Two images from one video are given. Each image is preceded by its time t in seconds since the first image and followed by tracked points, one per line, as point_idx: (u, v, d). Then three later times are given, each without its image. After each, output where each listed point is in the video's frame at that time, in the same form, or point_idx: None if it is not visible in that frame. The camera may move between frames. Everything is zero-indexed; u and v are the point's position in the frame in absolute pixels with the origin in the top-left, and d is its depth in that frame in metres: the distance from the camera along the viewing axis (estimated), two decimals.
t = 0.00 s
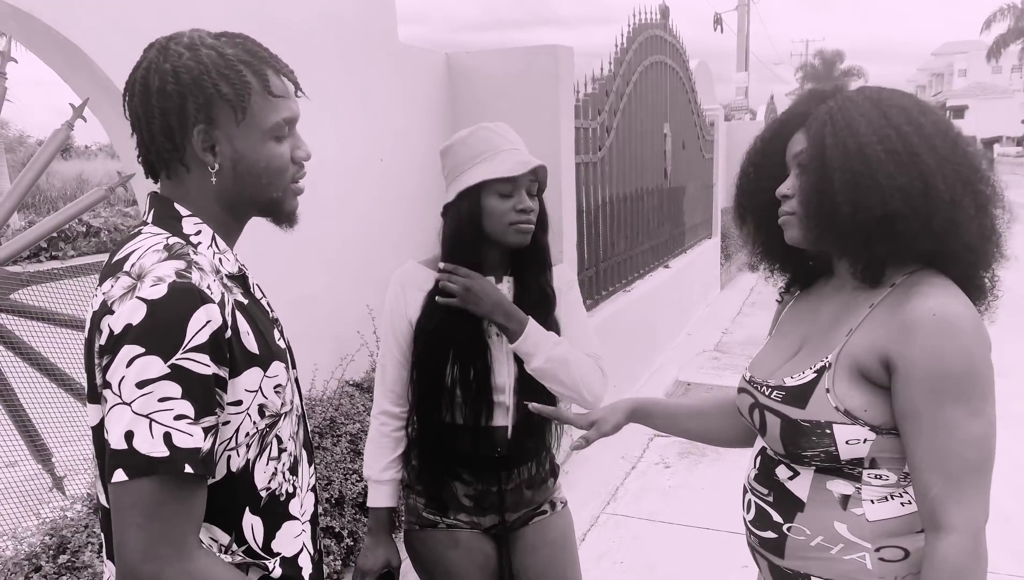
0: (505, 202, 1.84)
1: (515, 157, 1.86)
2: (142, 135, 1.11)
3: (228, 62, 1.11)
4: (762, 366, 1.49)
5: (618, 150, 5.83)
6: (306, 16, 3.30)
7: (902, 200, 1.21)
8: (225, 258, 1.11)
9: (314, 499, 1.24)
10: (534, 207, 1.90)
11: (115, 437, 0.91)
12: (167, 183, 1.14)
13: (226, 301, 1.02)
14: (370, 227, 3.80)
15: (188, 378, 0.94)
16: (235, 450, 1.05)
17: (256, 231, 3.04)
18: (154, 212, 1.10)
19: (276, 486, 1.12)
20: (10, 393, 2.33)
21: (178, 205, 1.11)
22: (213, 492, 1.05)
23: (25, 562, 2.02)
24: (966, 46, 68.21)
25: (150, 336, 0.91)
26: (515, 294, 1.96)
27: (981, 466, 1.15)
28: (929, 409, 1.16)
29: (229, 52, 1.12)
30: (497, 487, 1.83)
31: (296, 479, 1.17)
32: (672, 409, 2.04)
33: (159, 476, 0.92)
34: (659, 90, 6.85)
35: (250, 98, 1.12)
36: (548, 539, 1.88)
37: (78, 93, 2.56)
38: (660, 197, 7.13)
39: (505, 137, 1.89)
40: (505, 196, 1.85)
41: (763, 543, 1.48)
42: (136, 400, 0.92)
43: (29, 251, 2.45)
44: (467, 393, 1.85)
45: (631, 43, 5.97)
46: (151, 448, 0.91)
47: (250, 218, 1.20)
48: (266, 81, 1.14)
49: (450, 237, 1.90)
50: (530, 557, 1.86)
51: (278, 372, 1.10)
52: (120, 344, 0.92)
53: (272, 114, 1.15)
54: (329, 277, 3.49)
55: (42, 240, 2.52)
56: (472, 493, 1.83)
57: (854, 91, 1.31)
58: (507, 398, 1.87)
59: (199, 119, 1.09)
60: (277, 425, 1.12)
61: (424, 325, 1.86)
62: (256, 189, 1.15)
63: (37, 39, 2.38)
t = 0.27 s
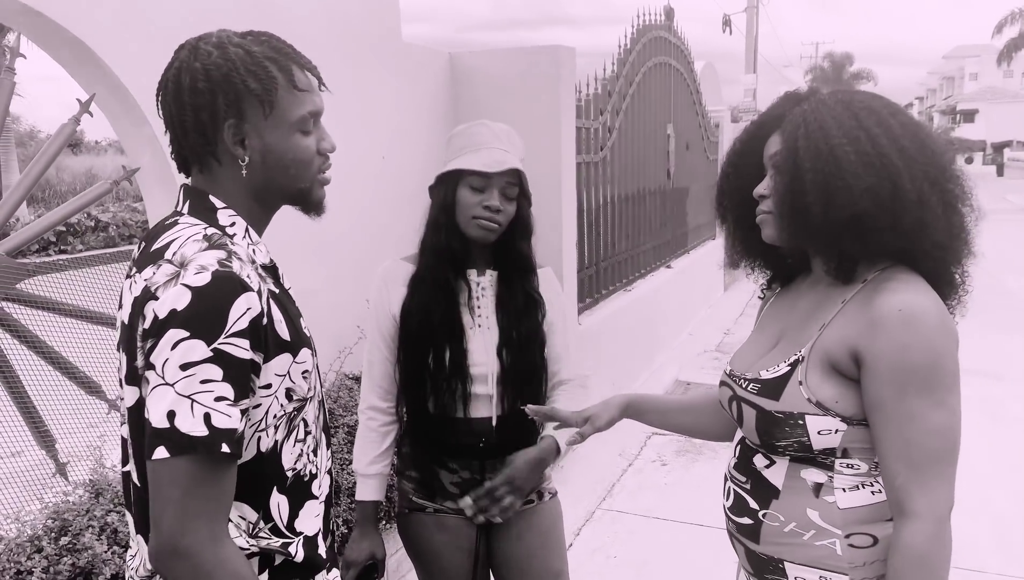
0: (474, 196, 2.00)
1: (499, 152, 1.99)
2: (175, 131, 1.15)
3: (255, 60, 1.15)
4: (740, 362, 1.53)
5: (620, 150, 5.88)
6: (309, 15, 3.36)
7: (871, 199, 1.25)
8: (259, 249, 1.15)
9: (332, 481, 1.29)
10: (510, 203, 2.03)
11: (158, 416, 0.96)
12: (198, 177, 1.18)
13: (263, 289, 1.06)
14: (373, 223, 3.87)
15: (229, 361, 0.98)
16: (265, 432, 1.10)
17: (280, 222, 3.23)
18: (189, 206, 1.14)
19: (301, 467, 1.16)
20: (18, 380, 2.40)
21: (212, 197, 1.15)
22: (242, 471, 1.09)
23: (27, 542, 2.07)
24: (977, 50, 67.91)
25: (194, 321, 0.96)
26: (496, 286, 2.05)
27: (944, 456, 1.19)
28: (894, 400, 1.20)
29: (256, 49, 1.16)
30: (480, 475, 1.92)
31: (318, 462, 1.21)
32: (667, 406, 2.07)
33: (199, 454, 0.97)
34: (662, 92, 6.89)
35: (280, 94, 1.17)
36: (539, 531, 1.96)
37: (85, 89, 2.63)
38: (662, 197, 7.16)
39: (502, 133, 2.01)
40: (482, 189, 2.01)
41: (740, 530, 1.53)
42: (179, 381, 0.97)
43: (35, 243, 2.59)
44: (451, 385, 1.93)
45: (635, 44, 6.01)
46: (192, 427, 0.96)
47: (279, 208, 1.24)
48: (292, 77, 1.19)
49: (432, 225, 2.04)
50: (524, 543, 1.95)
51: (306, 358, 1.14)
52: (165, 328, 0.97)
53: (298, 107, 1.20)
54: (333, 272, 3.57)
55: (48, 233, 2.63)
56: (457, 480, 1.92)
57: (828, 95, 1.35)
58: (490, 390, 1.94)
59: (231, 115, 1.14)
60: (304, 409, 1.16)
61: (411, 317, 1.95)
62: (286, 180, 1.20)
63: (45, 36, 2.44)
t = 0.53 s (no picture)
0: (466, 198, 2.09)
1: (500, 162, 2.07)
2: (226, 123, 1.16)
3: (303, 50, 1.17)
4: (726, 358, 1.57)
5: (628, 150, 5.92)
6: (321, 12, 3.42)
7: (850, 200, 1.30)
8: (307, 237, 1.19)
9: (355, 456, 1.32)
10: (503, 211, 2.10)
11: (235, 403, 1.01)
12: (244, 166, 1.20)
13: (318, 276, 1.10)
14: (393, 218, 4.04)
15: (299, 348, 1.03)
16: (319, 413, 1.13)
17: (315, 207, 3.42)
18: (237, 194, 1.17)
19: (340, 444, 1.20)
20: (30, 364, 2.45)
21: (260, 188, 1.18)
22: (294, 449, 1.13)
23: (36, 522, 2.12)
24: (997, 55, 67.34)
25: (264, 310, 1.00)
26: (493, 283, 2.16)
27: (919, 447, 1.22)
28: (871, 394, 1.23)
29: (299, 40, 1.18)
30: (474, 463, 2.01)
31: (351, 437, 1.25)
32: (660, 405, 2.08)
33: (276, 435, 1.03)
34: (672, 93, 6.91)
35: (327, 83, 1.20)
36: (532, 519, 2.06)
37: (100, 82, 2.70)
38: (671, 198, 7.20)
39: (502, 140, 2.09)
40: (474, 196, 2.09)
41: (727, 519, 1.56)
42: (254, 367, 1.01)
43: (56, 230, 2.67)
44: (448, 379, 2.01)
45: (645, 45, 6.04)
46: (270, 411, 1.02)
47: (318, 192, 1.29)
48: (335, 65, 1.22)
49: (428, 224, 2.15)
50: (515, 526, 2.06)
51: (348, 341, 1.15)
52: (236, 318, 1.01)
53: (340, 95, 1.23)
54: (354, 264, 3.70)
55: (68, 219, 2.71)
56: (451, 467, 2.01)
57: (810, 97, 1.39)
58: (485, 382, 2.03)
59: (285, 105, 1.16)
60: (345, 389, 1.19)
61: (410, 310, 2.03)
62: (331, 164, 1.25)
63: (62, 30, 2.51)
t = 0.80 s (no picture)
0: (483, 182, 2.16)
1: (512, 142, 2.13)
2: (306, 104, 1.18)
3: (384, 37, 1.21)
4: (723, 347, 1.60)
5: (644, 149, 5.94)
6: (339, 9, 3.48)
7: (837, 193, 1.33)
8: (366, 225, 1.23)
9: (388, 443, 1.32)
10: (519, 186, 2.16)
11: (321, 393, 1.05)
12: (313, 148, 1.23)
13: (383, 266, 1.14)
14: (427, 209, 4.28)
15: (376, 340, 1.07)
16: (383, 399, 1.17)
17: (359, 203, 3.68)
18: (298, 181, 1.20)
19: (385, 430, 1.21)
20: (53, 348, 2.52)
21: (322, 176, 1.23)
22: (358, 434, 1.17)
23: (57, 499, 2.19)
24: None
25: (344, 306, 1.04)
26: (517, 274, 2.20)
27: (908, 432, 1.25)
28: (859, 381, 1.26)
29: (377, 29, 1.22)
30: (494, 448, 2.06)
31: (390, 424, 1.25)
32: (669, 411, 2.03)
33: (359, 425, 1.08)
34: (690, 93, 6.93)
35: (399, 73, 1.25)
36: (550, 501, 2.10)
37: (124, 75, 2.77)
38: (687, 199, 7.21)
39: (512, 123, 2.15)
40: (488, 176, 2.16)
41: (723, 504, 1.60)
42: (335, 359, 1.05)
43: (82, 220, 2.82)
44: (471, 368, 2.07)
45: (663, 45, 6.06)
46: (354, 402, 1.06)
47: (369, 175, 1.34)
48: (405, 54, 1.27)
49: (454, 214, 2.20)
50: (531, 510, 2.09)
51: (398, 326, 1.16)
52: (315, 311, 1.04)
53: (404, 83, 1.28)
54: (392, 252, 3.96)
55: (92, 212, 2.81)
56: (472, 452, 2.06)
57: (804, 94, 1.42)
58: (507, 372, 2.09)
59: (366, 91, 1.20)
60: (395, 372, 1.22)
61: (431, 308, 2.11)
62: (391, 150, 1.30)
63: (88, 24, 2.59)
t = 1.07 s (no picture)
0: (511, 183, 2.18)
1: (537, 143, 2.15)
2: (360, 109, 1.21)
3: (430, 49, 1.26)
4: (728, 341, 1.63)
5: (656, 150, 5.96)
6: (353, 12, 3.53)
7: (829, 191, 1.36)
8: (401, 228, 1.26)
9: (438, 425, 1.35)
10: (545, 185, 2.17)
11: (375, 399, 1.07)
12: (360, 152, 1.25)
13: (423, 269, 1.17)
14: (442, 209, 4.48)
15: (422, 345, 1.10)
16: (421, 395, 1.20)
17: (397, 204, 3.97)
18: (342, 186, 1.22)
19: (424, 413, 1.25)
20: (73, 343, 2.58)
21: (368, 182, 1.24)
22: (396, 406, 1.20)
23: (78, 491, 2.25)
24: None
25: (394, 313, 1.06)
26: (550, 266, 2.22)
27: (906, 423, 1.25)
28: (856, 373, 1.27)
29: (423, 38, 1.25)
30: (529, 444, 2.08)
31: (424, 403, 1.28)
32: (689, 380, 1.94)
33: (408, 428, 1.11)
34: (702, 95, 6.95)
35: (442, 81, 1.29)
36: (582, 498, 2.12)
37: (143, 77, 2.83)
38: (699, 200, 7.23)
39: (539, 122, 2.16)
40: (514, 177, 2.19)
41: (727, 499, 1.62)
42: (386, 365, 1.08)
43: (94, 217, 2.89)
44: (505, 359, 2.10)
45: (675, 47, 6.09)
46: (406, 406, 1.10)
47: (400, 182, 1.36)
48: (445, 66, 1.31)
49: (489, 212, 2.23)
50: (563, 507, 2.12)
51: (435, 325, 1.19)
52: (366, 319, 1.06)
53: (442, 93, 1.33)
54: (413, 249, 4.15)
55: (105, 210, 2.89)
56: (508, 448, 2.09)
57: (800, 96, 1.44)
58: (541, 363, 2.13)
59: (416, 98, 1.24)
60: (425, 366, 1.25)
61: (469, 292, 2.15)
62: (426, 157, 1.34)
63: (109, 27, 2.65)
